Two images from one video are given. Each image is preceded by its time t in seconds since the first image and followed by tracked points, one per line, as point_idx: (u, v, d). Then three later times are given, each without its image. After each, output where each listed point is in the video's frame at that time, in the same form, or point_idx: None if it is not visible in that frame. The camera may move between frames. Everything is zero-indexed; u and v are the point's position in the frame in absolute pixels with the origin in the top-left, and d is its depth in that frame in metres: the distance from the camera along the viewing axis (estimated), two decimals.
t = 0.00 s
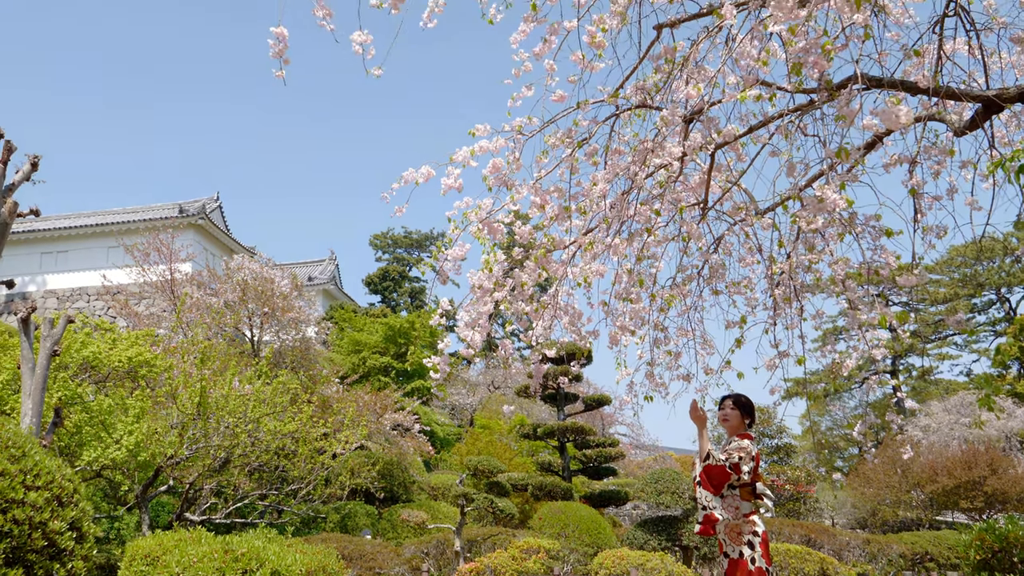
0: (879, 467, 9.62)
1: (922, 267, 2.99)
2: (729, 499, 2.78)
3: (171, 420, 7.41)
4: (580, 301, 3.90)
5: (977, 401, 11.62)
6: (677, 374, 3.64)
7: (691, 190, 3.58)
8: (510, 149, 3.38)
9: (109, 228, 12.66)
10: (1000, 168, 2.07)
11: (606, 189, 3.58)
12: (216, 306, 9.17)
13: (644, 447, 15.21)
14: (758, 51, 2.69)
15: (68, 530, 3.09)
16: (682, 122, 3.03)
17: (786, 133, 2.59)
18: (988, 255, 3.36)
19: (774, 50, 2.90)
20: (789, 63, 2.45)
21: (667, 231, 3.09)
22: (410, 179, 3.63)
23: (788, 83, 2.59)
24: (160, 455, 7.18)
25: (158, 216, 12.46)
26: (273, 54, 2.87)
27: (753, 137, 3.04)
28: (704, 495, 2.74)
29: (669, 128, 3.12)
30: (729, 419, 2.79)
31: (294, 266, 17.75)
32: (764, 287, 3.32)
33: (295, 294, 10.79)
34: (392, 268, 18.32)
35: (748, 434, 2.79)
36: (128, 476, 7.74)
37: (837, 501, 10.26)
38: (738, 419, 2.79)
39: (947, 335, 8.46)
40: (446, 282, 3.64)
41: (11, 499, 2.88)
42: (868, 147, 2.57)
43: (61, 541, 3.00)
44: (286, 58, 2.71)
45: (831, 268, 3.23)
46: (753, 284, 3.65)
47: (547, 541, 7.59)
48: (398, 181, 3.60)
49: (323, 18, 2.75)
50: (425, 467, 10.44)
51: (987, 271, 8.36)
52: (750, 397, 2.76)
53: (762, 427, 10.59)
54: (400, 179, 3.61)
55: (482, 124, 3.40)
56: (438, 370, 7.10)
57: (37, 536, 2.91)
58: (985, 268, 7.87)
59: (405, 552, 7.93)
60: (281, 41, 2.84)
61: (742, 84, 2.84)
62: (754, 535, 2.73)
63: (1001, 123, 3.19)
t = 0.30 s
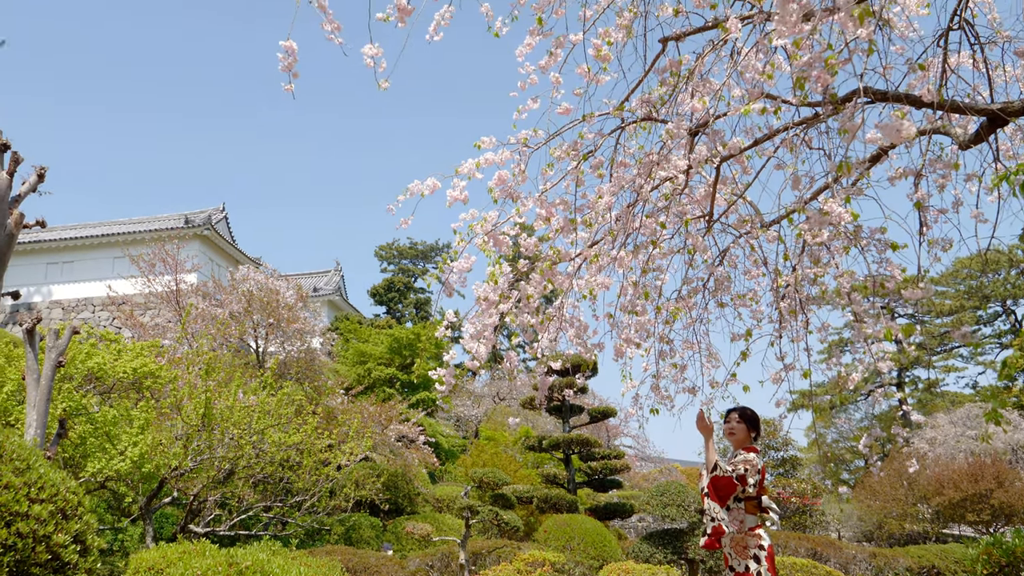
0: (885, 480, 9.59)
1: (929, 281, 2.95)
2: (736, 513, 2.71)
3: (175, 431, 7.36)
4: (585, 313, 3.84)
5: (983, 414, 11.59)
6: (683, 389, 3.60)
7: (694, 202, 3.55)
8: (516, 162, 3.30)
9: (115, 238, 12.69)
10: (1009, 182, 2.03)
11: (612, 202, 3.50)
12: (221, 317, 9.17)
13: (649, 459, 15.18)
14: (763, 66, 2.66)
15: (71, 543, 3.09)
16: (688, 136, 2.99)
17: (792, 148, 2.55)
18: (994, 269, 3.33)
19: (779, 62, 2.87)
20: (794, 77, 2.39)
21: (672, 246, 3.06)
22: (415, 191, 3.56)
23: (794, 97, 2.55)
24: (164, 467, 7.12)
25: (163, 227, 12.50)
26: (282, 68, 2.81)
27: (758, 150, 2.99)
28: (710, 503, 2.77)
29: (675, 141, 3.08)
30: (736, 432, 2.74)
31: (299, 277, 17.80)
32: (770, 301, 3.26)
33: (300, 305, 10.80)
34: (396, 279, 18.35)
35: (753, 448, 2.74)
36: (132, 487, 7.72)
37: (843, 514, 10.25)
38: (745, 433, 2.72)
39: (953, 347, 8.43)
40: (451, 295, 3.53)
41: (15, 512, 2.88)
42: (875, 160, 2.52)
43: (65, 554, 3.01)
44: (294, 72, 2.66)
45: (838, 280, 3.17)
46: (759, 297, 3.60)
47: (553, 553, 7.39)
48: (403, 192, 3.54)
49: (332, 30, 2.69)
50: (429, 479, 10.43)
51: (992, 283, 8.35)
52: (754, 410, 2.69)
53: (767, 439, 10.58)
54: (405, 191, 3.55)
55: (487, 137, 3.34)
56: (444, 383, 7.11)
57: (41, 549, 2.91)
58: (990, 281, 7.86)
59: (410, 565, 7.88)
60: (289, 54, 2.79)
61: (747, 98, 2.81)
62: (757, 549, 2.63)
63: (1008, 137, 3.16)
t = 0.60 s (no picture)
0: (891, 493, 9.56)
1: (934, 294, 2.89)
2: (741, 526, 2.59)
3: (180, 443, 7.28)
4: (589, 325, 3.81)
5: (990, 427, 11.56)
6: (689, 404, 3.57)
7: (699, 215, 3.51)
8: (520, 174, 3.27)
9: (120, 250, 12.73)
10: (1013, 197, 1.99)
11: (617, 215, 3.47)
12: (226, 328, 9.18)
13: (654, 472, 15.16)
14: (767, 79, 2.63)
15: (75, 557, 3.09)
16: (692, 149, 2.97)
17: (797, 162, 2.52)
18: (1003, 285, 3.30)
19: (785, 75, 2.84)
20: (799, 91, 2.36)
21: (677, 259, 3.03)
22: (420, 204, 3.53)
23: (798, 110, 2.53)
24: (168, 479, 7.05)
25: (169, 239, 12.56)
26: (285, 81, 2.78)
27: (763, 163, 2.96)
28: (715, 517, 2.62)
29: (680, 155, 3.05)
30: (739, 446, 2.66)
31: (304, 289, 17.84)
32: (776, 316, 3.23)
33: (305, 317, 10.82)
34: (401, 291, 18.35)
35: (758, 460, 2.64)
36: (136, 500, 7.72)
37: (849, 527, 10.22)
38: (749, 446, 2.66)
39: (959, 359, 8.41)
40: (457, 306, 3.50)
41: (17, 526, 2.86)
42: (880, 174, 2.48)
43: (68, 568, 3.00)
44: (297, 87, 2.63)
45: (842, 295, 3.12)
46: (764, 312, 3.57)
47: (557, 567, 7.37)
48: (408, 206, 3.51)
49: (335, 45, 2.67)
50: (434, 492, 10.43)
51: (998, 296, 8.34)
52: (761, 422, 2.64)
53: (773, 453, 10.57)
54: (409, 204, 3.52)
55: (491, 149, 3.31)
56: (449, 395, 7.11)
57: (44, 564, 2.91)
58: (995, 294, 7.86)
59: None
60: (291, 67, 2.76)
61: (751, 112, 2.78)
62: (764, 563, 2.52)
63: (1014, 153, 3.13)
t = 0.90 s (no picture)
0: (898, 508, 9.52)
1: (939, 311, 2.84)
2: (746, 544, 2.47)
3: (184, 457, 7.23)
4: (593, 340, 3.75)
5: (996, 442, 11.52)
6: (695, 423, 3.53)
7: (703, 231, 3.48)
8: (524, 189, 3.23)
9: (125, 264, 12.77)
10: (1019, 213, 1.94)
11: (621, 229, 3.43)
12: (230, 342, 9.17)
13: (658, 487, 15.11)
14: (771, 94, 2.60)
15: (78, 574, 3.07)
16: (696, 164, 2.93)
17: (803, 177, 2.48)
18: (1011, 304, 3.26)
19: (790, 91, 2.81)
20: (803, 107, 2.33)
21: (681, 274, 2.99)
22: (424, 219, 3.50)
23: (803, 126, 2.49)
24: (172, 494, 7.01)
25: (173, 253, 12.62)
26: (288, 97, 2.75)
27: (768, 179, 2.92)
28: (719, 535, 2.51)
29: (683, 170, 3.02)
30: (744, 462, 2.55)
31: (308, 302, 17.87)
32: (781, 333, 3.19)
33: (309, 330, 10.82)
34: (405, 305, 18.36)
35: (763, 476, 2.52)
36: (140, 514, 7.70)
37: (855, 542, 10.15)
38: (754, 462, 2.53)
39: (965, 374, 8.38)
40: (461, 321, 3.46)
41: (22, 542, 2.85)
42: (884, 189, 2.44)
43: None
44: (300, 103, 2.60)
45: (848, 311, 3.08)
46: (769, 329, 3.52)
47: None
48: (412, 221, 3.48)
49: (338, 60, 2.66)
50: (438, 507, 10.40)
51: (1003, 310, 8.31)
52: (765, 436, 2.53)
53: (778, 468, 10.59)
54: (413, 219, 3.49)
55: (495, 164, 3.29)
56: (453, 410, 6.95)
57: None
58: (1000, 308, 7.84)
59: None
60: (293, 84, 2.74)
61: (755, 127, 2.75)
62: None
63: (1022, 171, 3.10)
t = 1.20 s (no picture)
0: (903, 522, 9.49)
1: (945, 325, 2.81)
2: (752, 559, 2.38)
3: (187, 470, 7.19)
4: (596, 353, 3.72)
5: (1001, 455, 11.48)
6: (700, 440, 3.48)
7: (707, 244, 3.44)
8: (529, 202, 3.22)
9: (130, 275, 12.80)
10: None
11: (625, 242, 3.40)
12: (234, 354, 9.16)
13: (662, 500, 15.06)
14: (776, 108, 2.57)
15: None
16: (700, 178, 2.90)
17: (808, 191, 2.45)
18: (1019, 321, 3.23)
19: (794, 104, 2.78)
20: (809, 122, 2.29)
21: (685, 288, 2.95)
22: (429, 232, 3.48)
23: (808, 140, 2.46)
24: (175, 506, 6.98)
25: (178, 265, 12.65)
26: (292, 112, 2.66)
27: (773, 193, 2.89)
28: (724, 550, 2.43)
29: (688, 184, 2.98)
30: (750, 477, 2.50)
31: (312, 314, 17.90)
32: (785, 348, 3.15)
33: (313, 342, 10.83)
34: (409, 317, 18.38)
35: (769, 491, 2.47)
36: (143, 526, 7.68)
37: (861, 556, 10.10)
38: (760, 477, 2.49)
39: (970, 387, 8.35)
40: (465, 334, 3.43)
41: (25, 556, 2.84)
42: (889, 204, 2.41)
43: None
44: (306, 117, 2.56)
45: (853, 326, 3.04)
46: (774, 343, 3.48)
47: None
48: (417, 234, 3.46)
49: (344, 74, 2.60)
50: (442, 519, 10.37)
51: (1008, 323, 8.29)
52: (771, 450, 2.50)
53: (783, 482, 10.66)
54: (418, 232, 3.47)
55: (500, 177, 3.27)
56: (457, 424, 6.90)
57: None
58: (1005, 322, 7.81)
59: None
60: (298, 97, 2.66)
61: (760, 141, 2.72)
62: None
63: None
